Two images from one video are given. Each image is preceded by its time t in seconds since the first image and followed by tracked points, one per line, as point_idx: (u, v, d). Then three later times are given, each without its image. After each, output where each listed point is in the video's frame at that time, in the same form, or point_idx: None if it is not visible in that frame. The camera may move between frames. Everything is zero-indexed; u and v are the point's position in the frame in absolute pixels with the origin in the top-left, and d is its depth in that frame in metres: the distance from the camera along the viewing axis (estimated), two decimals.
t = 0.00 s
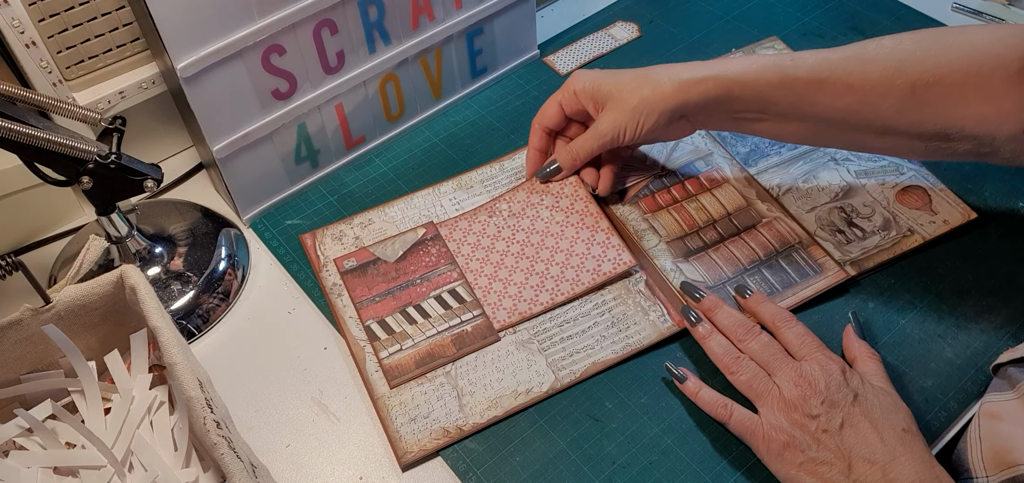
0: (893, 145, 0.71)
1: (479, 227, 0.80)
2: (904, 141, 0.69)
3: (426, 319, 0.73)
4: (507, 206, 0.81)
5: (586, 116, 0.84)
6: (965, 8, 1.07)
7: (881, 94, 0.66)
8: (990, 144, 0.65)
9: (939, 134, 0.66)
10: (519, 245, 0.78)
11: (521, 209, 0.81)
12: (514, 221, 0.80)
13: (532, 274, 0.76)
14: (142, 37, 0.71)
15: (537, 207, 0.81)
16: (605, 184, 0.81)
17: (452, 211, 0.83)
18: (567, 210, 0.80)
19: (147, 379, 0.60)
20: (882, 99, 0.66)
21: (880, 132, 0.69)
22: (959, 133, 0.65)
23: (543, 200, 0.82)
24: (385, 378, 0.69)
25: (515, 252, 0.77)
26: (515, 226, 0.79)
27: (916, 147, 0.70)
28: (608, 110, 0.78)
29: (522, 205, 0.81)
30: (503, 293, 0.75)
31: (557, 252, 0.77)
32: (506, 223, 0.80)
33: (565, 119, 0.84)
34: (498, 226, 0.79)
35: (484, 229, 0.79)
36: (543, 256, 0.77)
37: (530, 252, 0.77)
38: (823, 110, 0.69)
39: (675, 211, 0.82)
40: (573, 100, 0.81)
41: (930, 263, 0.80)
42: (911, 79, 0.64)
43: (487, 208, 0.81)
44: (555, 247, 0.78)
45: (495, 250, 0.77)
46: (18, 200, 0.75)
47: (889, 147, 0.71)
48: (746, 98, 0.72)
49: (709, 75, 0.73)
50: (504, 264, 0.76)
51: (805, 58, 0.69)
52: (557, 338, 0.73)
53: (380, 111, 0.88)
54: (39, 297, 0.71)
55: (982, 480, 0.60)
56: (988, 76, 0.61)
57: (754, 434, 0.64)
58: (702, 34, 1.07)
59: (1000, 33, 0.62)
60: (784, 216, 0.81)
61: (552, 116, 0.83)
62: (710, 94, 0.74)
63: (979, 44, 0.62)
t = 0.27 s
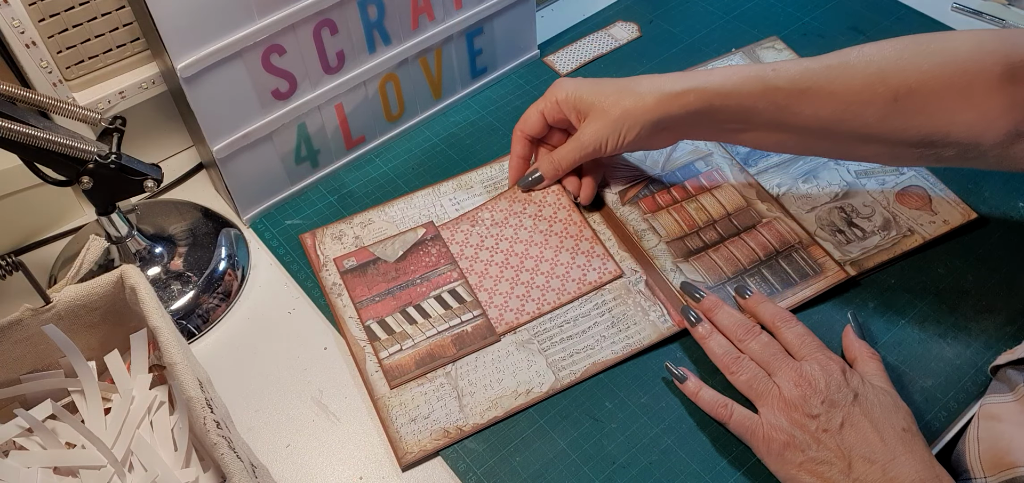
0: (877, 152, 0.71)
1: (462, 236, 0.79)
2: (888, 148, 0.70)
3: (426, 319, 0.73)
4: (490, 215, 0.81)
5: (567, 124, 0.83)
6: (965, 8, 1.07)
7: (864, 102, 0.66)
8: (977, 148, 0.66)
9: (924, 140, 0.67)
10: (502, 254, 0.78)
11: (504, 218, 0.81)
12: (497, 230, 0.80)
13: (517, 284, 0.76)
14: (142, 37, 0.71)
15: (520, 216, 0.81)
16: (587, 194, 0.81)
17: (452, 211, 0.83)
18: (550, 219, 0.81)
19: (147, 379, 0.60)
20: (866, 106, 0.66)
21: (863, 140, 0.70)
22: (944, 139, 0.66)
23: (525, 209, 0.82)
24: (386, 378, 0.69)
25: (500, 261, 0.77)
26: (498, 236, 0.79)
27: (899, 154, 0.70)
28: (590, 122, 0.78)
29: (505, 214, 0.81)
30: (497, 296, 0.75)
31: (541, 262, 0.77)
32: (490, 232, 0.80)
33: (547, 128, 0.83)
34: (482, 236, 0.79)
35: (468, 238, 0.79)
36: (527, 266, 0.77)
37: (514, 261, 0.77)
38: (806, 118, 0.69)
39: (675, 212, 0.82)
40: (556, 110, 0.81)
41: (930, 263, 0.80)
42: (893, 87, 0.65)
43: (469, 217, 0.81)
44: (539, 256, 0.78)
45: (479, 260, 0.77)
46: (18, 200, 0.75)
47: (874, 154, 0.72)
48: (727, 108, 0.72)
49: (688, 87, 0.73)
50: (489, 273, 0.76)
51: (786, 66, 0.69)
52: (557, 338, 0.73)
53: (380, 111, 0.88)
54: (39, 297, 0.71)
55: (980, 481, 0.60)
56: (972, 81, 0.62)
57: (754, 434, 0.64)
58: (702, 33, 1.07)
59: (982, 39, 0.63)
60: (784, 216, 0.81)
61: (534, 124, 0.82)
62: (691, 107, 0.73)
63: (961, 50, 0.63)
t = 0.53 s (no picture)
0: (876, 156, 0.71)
1: (462, 236, 0.79)
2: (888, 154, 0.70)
3: (426, 319, 0.73)
4: (491, 215, 0.81)
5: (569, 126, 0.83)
6: (965, 8, 1.07)
7: (863, 104, 0.66)
8: (976, 151, 0.66)
9: (924, 143, 0.67)
10: (502, 254, 0.78)
11: (505, 218, 0.81)
12: (498, 230, 0.80)
13: (517, 285, 0.76)
14: (142, 37, 0.71)
15: (520, 217, 0.81)
16: (589, 195, 0.81)
17: (452, 211, 0.83)
18: (550, 221, 0.81)
19: (147, 379, 0.60)
20: (864, 109, 0.66)
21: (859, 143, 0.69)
22: (944, 142, 0.66)
23: (526, 210, 0.82)
24: (386, 379, 0.69)
25: (500, 261, 0.77)
26: (499, 236, 0.79)
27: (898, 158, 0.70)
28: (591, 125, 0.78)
29: (506, 214, 0.81)
30: (498, 296, 0.75)
31: (541, 263, 0.77)
32: (490, 232, 0.80)
33: (549, 129, 0.83)
34: (482, 236, 0.79)
35: (468, 238, 0.79)
36: (527, 266, 0.77)
37: (514, 262, 0.77)
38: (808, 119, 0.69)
39: (675, 212, 0.82)
40: (558, 111, 0.81)
41: (930, 263, 0.80)
42: (892, 89, 0.65)
43: (470, 217, 0.81)
44: (539, 257, 0.78)
45: (479, 260, 0.77)
46: (18, 200, 0.75)
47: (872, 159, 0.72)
48: (729, 110, 0.72)
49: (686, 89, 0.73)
50: (489, 273, 0.76)
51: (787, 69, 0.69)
52: (557, 338, 0.73)
53: (380, 111, 0.88)
54: (38, 297, 0.71)
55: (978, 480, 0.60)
56: (970, 85, 0.63)
57: (754, 434, 0.64)
58: (702, 33, 1.07)
59: (979, 43, 0.63)
60: (784, 216, 0.81)
61: (535, 125, 0.82)
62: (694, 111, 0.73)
63: (959, 53, 0.63)
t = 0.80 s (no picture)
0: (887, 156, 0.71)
1: (470, 232, 0.79)
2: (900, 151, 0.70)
3: (426, 320, 0.73)
4: (499, 211, 0.81)
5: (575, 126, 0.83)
6: (965, 8, 1.07)
7: (873, 105, 0.67)
8: (985, 155, 0.67)
9: (932, 146, 0.68)
10: (510, 251, 0.78)
11: (513, 215, 0.81)
12: (506, 227, 0.80)
13: (524, 282, 0.75)
14: (142, 37, 0.71)
15: (529, 213, 0.81)
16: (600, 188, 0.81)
17: (452, 210, 0.83)
18: (559, 217, 0.80)
19: (147, 379, 0.60)
20: (875, 109, 0.67)
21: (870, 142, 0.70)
22: (952, 144, 0.67)
23: (535, 206, 0.81)
24: (386, 379, 0.69)
25: (507, 259, 0.77)
26: (507, 233, 0.79)
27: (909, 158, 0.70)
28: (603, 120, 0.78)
29: (514, 210, 0.81)
30: (502, 294, 0.75)
31: (548, 260, 0.77)
32: (498, 228, 0.80)
33: (557, 127, 0.84)
34: (490, 232, 0.79)
35: (476, 235, 0.79)
36: (535, 264, 0.77)
37: (522, 259, 0.77)
38: (818, 119, 0.70)
39: (675, 212, 0.82)
40: (566, 109, 0.81)
41: (930, 263, 0.80)
42: (903, 90, 0.66)
43: (479, 212, 0.81)
44: (547, 255, 0.77)
45: (487, 257, 0.77)
46: (18, 200, 0.75)
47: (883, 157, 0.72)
48: (742, 106, 0.72)
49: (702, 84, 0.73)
50: (495, 271, 0.76)
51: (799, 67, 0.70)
52: (557, 338, 0.73)
53: (380, 111, 0.88)
54: (38, 297, 0.71)
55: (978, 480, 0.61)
56: (980, 88, 0.63)
57: (754, 434, 0.64)
58: (702, 33, 1.07)
59: (989, 46, 0.64)
60: (784, 216, 0.81)
61: (543, 121, 0.83)
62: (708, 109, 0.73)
63: (968, 56, 0.64)
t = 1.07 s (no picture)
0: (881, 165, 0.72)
1: (459, 240, 0.80)
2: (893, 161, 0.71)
3: (427, 321, 0.73)
4: (488, 219, 0.81)
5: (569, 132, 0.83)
6: (965, 8, 1.07)
7: (867, 114, 0.67)
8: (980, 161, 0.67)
9: (927, 153, 0.68)
10: (499, 258, 0.78)
11: (502, 222, 0.81)
12: (495, 234, 0.80)
13: (513, 289, 0.76)
14: (142, 37, 0.71)
15: (518, 221, 0.81)
16: (587, 197, 0.81)
17: (451, 212, 0.83)
18: (547, 225, 0.81)
19: (147, 379, 0.60)
20: (869, 119, 0.67)
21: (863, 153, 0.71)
22: (949, 152, 0.67)
23: (523, 214, 0.82)
24: (386, 380, 0.69)
25: (496, 265, 0.77)
26: (495, 240, 0.80)
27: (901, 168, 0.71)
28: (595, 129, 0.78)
29: (503, 218, 0.82)
30: (493, 300, 0.75)
31: (537, 267, 0.77)
32: (486, 236, 0.80)
33: (551, 132, 0.83)
34: (479, 239, 0.79)
35: (465, 242, 0.79)
36: (524, 270, 0.77)
37: (511, 266, 0.77)
38: (809, 131, 0.71)
39: (674, 213, 0.82)
40: (560, 116, 0.81)
41: (930, 263, 0.80)
42: (896, 99, 0.66)
43: (467, 220, 0.81)
44: (535, 262, 0.78)
45: (475, 263, 0.77)
46: (18, 200, 0.75)
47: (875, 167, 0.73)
48: (732, 119, 0.73)
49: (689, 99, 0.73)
50: (485, 277, 0.76)
51: (790, 78, 0.70)
52: (557, 339, 0.73)
53: (380, 111, 0.88)
54: (39, 297, 0.71)
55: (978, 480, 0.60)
56: (977, 93, 0.63)
57: (754, 434, 0.64)
58: (702, 33, 1.07)
59: (985, 51, 0.64)
60: (784, 217, 0.81)
61: (537, 127, 0.82)
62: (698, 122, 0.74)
63: (963, 62, 0.64)
